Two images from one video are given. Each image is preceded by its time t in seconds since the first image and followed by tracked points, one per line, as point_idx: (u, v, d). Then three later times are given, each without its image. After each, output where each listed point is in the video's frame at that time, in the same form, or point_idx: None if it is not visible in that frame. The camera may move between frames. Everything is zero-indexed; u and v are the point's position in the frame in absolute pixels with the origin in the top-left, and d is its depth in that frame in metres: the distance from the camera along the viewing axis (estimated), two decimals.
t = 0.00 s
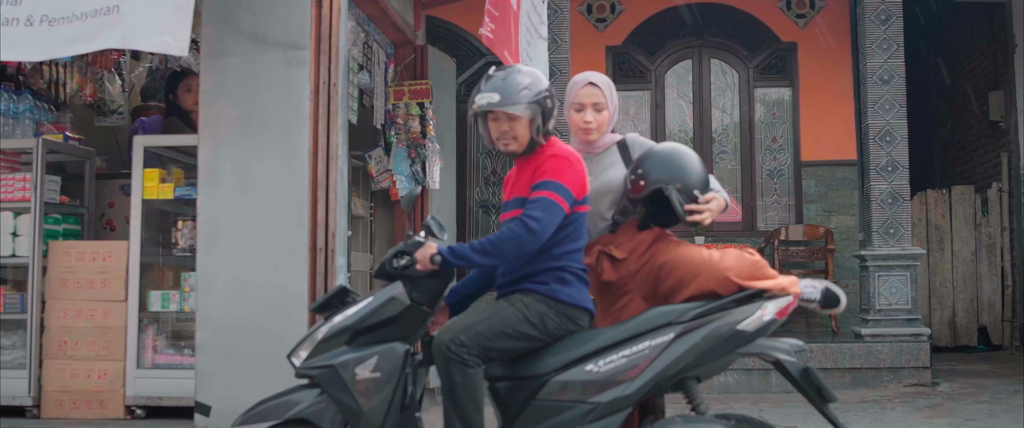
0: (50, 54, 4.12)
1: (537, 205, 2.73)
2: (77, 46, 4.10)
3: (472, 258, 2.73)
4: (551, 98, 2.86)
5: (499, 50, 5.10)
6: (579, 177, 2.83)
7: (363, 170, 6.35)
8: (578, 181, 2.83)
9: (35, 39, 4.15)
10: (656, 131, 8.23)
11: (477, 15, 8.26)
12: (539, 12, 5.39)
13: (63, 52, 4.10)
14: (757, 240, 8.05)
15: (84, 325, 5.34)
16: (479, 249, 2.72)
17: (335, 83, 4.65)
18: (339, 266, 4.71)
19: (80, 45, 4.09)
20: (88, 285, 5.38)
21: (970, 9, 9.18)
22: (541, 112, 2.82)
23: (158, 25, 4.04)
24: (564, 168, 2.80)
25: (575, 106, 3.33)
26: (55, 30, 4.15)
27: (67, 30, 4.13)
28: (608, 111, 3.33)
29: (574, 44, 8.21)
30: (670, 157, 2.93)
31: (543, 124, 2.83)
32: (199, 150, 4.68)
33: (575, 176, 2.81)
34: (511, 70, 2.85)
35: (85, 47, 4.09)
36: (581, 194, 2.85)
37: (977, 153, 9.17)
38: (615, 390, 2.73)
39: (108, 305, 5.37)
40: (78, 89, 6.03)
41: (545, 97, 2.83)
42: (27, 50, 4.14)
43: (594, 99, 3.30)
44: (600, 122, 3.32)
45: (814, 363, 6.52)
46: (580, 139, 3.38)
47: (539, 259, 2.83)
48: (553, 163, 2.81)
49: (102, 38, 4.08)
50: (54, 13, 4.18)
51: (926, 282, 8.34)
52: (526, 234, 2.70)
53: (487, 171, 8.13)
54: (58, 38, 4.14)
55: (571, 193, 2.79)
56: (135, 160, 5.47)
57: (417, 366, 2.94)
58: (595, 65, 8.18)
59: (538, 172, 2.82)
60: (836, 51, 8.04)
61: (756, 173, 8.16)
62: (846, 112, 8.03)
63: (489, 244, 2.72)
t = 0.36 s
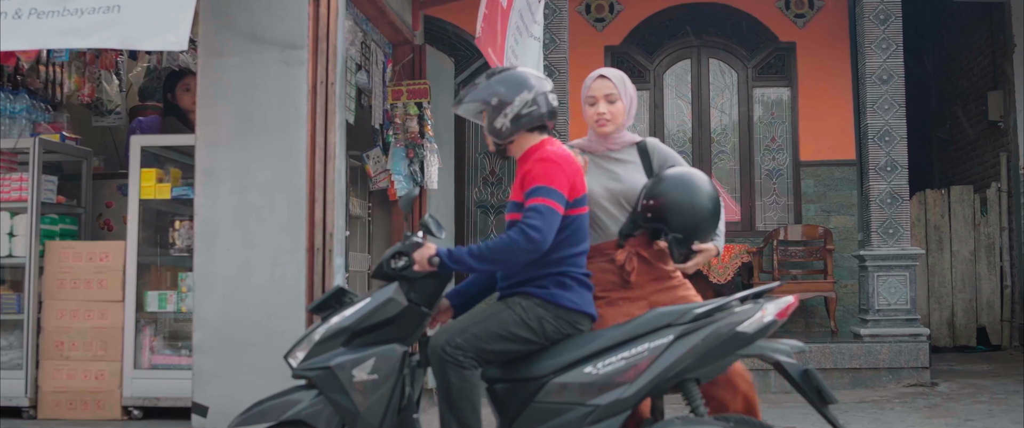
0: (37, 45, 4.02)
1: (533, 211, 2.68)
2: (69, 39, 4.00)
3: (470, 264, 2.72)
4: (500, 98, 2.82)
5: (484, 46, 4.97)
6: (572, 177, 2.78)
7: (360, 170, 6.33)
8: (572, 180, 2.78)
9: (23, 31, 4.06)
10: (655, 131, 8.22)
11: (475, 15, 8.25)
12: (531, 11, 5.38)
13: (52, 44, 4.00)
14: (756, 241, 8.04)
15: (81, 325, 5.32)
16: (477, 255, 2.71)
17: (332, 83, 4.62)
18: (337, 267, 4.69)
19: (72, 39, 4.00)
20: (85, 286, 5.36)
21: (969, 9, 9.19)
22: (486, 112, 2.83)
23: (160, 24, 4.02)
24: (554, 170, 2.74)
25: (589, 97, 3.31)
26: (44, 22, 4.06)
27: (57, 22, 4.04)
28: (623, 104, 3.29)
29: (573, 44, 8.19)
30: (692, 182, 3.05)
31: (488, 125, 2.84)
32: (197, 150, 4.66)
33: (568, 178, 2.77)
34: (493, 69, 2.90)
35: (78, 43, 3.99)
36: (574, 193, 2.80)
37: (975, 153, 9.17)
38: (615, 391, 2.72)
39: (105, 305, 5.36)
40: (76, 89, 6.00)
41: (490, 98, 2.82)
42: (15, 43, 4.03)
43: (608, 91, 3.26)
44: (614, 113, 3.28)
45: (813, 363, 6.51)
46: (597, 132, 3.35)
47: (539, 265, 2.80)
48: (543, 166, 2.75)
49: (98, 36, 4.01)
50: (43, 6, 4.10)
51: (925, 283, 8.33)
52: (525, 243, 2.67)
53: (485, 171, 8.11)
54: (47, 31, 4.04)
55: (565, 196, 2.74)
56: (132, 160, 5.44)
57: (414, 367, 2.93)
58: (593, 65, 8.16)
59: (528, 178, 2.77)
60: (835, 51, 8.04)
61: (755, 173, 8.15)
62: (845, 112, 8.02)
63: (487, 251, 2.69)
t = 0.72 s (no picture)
0: (39, 50, 4.03)
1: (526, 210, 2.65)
2: (71, 45, 4.00)
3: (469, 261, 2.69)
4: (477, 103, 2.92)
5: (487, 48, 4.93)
6: (560, 173, 2.73)
7: (359, 170, 6.32)
8: (561, 174, 2.74)
9: (24, 34, 4.05)
10: (654, 131, 8.20)
11: (474, 15, 8.25)
12: (530, 11, 5.37)
13: (54, 49, 4.00)
14: (755, 241, 8.04)
15: (78, 325, 5.30)
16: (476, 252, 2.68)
17: (331, 82, 4.60)
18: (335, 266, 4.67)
19: (74, 45, 4.00)
20: (82, 286, 5.34)
21: (968, 10, 9.20)
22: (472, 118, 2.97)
23: (159, 28, 3.99)
24: (539, 167, 2.70)
25: (589, 106, 3.52)
26: (42, 24, 4.05)
27: (58, 24, 4.03)
28: (620, 110, 3.48)
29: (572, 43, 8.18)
30: (685, 183, 3.08)
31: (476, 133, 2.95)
32: (194, 150, 4.63)
33: (557, 174, 2.72)
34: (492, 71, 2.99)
35: (80, 48, 4.00)
36: (564, 187, 2.74)
37: (975, 153, 9.17)
38: (615, 392, 2.71)
39: (102, 305, 5.34)
40: (73, 89, 5.96)
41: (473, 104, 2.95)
42: (17, 49, 4.03)
43: (605, 99, 3.48)
44: (610, 118, 3.46)
45: (813, 363, 6.50)
46: (601, 140, 3.55)
47: (537, 265, 2.78)
48: (528, 166, 2.71)
49: (98, 40, 4.00)
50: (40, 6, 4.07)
51: (925, 283, 8.31)
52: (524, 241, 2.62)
53: (483, 171, 8.10)
54: (48, 35, 4.03)
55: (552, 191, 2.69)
56: (129, 160, 5.39)
57: (412, 368, 2.90)
58: (592, 64, 8.15)
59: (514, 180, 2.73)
60: (834, 50, 8.02)
61: (754, 172, 8.13)
62: (844, 112, 8.01)
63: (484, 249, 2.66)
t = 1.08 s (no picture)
0: (42, 58, 4.00)
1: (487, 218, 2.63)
2: (76, 54, 3.98)
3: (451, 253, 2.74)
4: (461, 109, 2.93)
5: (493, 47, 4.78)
6: (525, 178, 2.66)
7: (354, 170, 6.30)
8: (531, 180, 2.66)
9: (25, 41, 4.01)
10: (650, 131, 8.19)
11: (470, 15, 8.24)
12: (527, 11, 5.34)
13: (59, 58, 3.98)
14: (751, 241, 8.03)
15: (72, 326, 5.27)
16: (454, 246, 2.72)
17: (325, 82, 4.59)
18: (329, 267, 4.65)
19: (79, 53, 3.98)
20: (76, 287, 5.30)
21: (964, 10, 9.20)
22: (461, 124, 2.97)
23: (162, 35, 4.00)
24: (507, 173, 2.66)
25: (572, 105, 3.52)
26: (44, 31, 4.00)
27: (60, 31, 3.99)
28: (604, 108, 3.47)
29: (569, 43, 8.17)
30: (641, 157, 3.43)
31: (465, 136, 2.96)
32: (188, 150, 4.60)
33: (520, 179, 2.66)
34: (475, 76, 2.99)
35: (86, 56, 3.98)
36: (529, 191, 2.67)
37: (971, 153, 9.17)
38: (612, 394, 2.69)
39: (96, 306, 5.30)
40: (65, 88, 5.99)
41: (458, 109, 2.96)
42: (21, 57, 4.00)
43: (588, 97, 3.47)
44: (593, 116, 3.46)
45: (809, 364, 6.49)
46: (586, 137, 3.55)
47: (530, 267, 2.74)
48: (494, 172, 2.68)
49: (103, 50, 3.98)
50: (41, 11, 4.02)
51: (921, 283, 8.30)
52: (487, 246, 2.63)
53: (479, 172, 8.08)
54: (51, 42, 4.00)
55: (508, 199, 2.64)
56: (123, 160, 5.38)
57: (407, 370, 2.88)
58: (588, 65, 8.14)
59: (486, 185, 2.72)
60: (829, 51, 8.02)
61: (750, 173, 8.13)
62: (839, 113, 8.00)
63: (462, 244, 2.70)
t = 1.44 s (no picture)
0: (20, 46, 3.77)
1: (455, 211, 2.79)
2: (57, 42, 3.79)
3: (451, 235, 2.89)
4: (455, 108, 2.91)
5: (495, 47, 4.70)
6: (502, 187, 2.68)
7: (350, 171, 6.30)
8: (499, 189, 2.68)
9: None
10: (647, 131, 8.19)
11: (466, 16, 8.23)
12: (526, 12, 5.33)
13: (39, 45, 3.76)
14: (748, 242, 8.03)
15: (68, 327, 5.25)
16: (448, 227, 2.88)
17: (321, 82, 4.58)
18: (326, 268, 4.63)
19: (58, 41, 3.80)
20: (71, 287, 5.28)
21: (961, 11, 9.20)
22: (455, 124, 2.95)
23: (149, 34, 3.96)
24: (485, 181, 2.69)
25: (567, 105, 3.47)
26: (23, 19, 3.79)
27: (41, 19, 3.80)
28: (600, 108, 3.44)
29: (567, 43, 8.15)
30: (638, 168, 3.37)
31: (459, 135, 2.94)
32: (184, 150, 4.59)
33: (488, 188, 2.69)
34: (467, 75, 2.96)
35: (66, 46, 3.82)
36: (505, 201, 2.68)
37: (968, 154, 9.17)
38: (608, 396, 2.68)
39: (92, 307, 5.28)
40: (61, 89, 5.81)
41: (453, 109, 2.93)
42: None
43: (582, 97, 3.43)
44: (589, 117, 3.42)
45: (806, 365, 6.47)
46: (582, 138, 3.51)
47: (524, 268, 2.71)
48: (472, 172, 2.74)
49: (87, 42, 3.85)
50: None
51: (918, 284, 8.31)
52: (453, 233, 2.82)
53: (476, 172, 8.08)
54: (31, 31, 3.78)
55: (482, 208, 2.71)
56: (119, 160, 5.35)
57: (403, 370, 2.85)
58: (585, 65, 8.13)
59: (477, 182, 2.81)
60: (827, 51, 8.02)
61: (747, 173, 8.13)
62: (836, 113, 8.00)
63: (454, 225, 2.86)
